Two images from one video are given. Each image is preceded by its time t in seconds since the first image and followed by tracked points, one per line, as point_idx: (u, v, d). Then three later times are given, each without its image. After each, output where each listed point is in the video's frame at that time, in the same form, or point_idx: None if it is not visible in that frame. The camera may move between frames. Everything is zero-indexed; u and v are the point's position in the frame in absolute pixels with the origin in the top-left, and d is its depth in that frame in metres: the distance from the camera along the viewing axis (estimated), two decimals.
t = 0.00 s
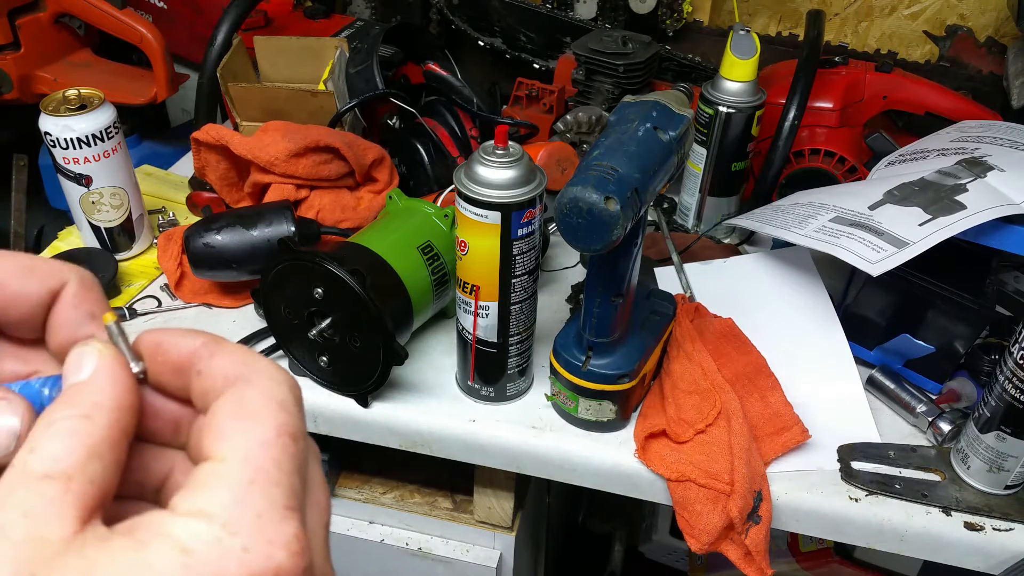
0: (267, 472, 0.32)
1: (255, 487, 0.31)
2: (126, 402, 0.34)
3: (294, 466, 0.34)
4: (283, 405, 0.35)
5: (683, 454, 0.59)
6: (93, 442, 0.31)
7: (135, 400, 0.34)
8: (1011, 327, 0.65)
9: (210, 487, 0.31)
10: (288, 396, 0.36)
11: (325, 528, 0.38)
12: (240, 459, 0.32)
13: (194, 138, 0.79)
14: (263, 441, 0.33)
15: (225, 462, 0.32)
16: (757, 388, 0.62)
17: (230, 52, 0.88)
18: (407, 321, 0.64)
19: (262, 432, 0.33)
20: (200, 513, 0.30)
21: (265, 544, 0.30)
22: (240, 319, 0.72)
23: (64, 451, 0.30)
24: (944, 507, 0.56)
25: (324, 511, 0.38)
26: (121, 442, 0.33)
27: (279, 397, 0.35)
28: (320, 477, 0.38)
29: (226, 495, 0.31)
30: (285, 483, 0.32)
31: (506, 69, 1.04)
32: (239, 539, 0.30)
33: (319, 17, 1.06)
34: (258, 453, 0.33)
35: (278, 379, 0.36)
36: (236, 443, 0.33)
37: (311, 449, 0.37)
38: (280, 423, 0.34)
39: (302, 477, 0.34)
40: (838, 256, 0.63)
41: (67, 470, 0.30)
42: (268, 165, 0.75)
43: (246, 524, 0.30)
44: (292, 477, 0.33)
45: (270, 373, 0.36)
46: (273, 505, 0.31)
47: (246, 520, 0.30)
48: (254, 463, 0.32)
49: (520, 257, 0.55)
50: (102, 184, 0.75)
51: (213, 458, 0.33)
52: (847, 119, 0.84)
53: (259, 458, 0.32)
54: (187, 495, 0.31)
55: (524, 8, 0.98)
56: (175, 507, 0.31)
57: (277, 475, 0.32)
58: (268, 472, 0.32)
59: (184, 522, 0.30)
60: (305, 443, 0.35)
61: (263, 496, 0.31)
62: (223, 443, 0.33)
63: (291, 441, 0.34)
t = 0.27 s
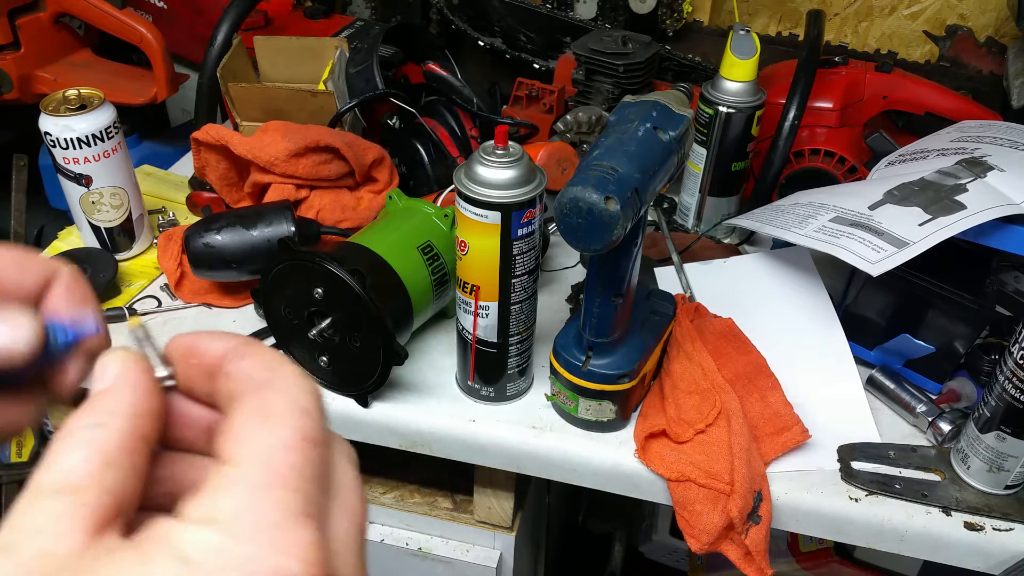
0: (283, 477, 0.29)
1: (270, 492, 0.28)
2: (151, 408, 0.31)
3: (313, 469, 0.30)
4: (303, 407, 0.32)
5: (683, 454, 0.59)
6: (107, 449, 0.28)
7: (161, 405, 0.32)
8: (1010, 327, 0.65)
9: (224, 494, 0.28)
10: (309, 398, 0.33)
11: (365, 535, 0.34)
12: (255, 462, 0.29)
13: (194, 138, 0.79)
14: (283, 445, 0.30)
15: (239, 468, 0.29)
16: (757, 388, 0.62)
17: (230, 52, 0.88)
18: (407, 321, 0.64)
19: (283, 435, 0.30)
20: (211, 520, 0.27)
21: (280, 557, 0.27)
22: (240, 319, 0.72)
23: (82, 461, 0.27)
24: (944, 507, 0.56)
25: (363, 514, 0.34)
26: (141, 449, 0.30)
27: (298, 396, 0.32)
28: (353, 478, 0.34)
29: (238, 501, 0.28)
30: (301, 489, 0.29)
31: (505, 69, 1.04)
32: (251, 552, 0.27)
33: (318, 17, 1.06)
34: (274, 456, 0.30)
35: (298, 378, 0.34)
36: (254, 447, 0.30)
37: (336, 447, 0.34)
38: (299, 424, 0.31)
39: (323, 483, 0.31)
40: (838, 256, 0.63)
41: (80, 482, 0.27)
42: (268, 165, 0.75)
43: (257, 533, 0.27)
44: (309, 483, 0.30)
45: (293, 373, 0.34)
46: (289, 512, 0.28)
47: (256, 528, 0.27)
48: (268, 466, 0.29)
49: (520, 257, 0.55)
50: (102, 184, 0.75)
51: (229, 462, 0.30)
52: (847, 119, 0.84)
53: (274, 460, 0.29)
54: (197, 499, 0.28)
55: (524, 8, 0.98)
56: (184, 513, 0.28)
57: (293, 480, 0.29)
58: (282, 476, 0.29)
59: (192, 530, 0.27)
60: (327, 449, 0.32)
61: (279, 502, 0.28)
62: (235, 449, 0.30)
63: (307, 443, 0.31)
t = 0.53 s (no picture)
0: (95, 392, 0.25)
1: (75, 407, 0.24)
2: None
3: (145, 385, 0.26)
4: (136, 328, 0.28)
5: (683, 454, 0.59)
6: None
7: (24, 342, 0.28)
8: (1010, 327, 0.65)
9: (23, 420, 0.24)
10: (163, 323, 0.29)
11: (249, 456, 0.30)
12: (63, 377, 0.25)
13: (194, 138, 0.79)
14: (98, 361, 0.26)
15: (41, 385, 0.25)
16: (757, 388, 0.62)
17: (230, 51, 0.88)
18: (407, 321, 0.64)
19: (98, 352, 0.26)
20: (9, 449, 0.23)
21: (79, 477, 0.23)
22: (240, 319, 0.72)
23: None
24: (944, 507, 0.56)
25: (247, 432, 0.30)
26: None
27: (152, 320, 0.28)
28: (230, 395, 0.30)
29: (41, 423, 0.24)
30: (113, 402, 0.25)
31: (505, 69, 1.04)
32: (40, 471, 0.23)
33: (318, 18, 1.06)
34: (83, 372, 0.25)
35: (146, 304, 0.29)
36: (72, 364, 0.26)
37: (194, 365, 0.30)
38: (122, 341, 0.27)
39: (168, 400, 0.27)
40: (838, 256, 0.63)
41: None
42: (268, 166, 0.75)
43: (54, 452, 0.23)
44: (139, 400, 0.26)
45: (133, 301, 0.29)
46: (96, 426, 0.24)
47: (56, 448, 0.23)
48: (73, 382, 0.25)
49: (520, 257, 0.55)
50: (102, 184, 0.75)
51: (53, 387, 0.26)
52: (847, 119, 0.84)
53: (82, 376, 0.25)
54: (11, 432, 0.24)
55: (524, 9, 0.98)
56: None
57: (104, 393, 0.25)
58: (89, 390, 0.25)
59: None
60: (171, 366, 0.28)
61: (85, 415, 0.24)
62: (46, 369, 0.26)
63: (134, 361, 0.26)
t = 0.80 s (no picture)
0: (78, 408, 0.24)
1: (63, 426, 0.24)
2: None
3: (133, 399, 0.26)
4: (118, 336, 0.27)
5: (682, 454, 0.59)
6: None
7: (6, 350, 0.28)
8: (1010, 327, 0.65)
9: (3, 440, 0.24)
10: (144, 327, 0.28)
11: (239, 467, 0.29)
12: (48, 394, 0.24)
13: (194, 138, 0.79)
14: (79, 373, 0.25)
15: (25, 401, 0.24)
16: (757, 388, 0.62)
17: (229, 51, 0.88)
18: (407, 321, 0.64)
19: (79, 364, 0.25)
20: None
21: (73, 503, 0.23)
22: (241, 319, 0.72)
23: None
24: (944, 507, 0.56)
25: (235, 442, 0.30)
26: None
27: (134, 326, 0.28)
28: (216, 404, 0.30)
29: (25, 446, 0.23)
30: (100, 419, 0.24)
31: (505, 69, 1.03)
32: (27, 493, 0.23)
33: (318, 18, 1.06)
34: (68, 387, 0.25)
35: (126, 307, 0.29)
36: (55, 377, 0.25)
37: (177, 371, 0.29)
38: (105, 351, 0.26)
39: (157, 414, 0.27)
40: (838, 257, 0.63)
41: None
42: (268, 166, 0.75)
43: (45, 477, 0.23)
44: (124, 413, 0.25)
45: (113, 305, 0.28)
46: (87, 446, 0.24)
47: (48, 472, 0.23)
48: (59, 398, 0.24)
49: (520, 257, 0.55)
50: (102, 184, 0.75)
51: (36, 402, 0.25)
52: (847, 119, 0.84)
53: (68, 392, 0.24)
54: None
55: (524, 9, 0.98)
56: None
57: (92, 410, 0.24)
58: (77, 407, 0.24)
59: None
60: (157, 375, 0.27)
61: (74, 433, 0.24)
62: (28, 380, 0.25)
63: (120, 372, 0.26)
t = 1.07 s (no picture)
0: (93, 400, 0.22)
1: (74, 415, 0.22)
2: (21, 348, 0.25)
3: (156, 393, 0.23)
4: (150, 333, 0.25)
5: (682, 454, 0.59)
6: None
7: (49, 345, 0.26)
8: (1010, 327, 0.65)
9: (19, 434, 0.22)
10: (182, 327, 0.26)
11: (269, 467, 0.26)
12: (67, 386, 0.22)
13: (194, 138, 0.79)
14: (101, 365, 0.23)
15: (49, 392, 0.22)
16: (756, 388, 0.62)
17: (230, 51, 0.88)
18: (407, 321, 0.64)
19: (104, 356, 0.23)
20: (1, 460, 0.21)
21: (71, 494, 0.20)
22: (240, 319, 0.72)
23: None
24: (944, 507, 0.56)
25: (266, 442, 0.26)
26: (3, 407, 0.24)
27: (171, 326, 0.25)
28: (249, 404, 0.26)
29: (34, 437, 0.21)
30: (117, 412, 0.22)
31: (505, 69, 1.03)
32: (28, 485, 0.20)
33: (319, 18, 1.06)
34: (87, 379, 0.23)
35: (165, 308, 0.26)
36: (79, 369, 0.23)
37: (215, 372, 0.26)
38: (134, 346, 0.24)
39: (181, 412, 0.24)
40: (838, 256, 0.63)
41: None
42: (268, 165, 0.75)
43: (46, 467, 0.21)
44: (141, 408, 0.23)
45: (152, 303, 0.26)
46: (96, 437, 0.21)
47: (50, 462, 0.21)
48: (77, 391, 0.22)
49: (520, 257, 0.55)
50: (102, 184, 0.75)
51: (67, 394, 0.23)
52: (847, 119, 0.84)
53: (86, 384, 0.22)
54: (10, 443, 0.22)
55: (524, 8, 0.98)
56: None
57: (108, 402, 0.22)
58: (92, 399, 0.22)
59: None
60: (183, 370, 0.24)
61: (85, 424, 0.22)
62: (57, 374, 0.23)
63: (145, 368, 0.24)
